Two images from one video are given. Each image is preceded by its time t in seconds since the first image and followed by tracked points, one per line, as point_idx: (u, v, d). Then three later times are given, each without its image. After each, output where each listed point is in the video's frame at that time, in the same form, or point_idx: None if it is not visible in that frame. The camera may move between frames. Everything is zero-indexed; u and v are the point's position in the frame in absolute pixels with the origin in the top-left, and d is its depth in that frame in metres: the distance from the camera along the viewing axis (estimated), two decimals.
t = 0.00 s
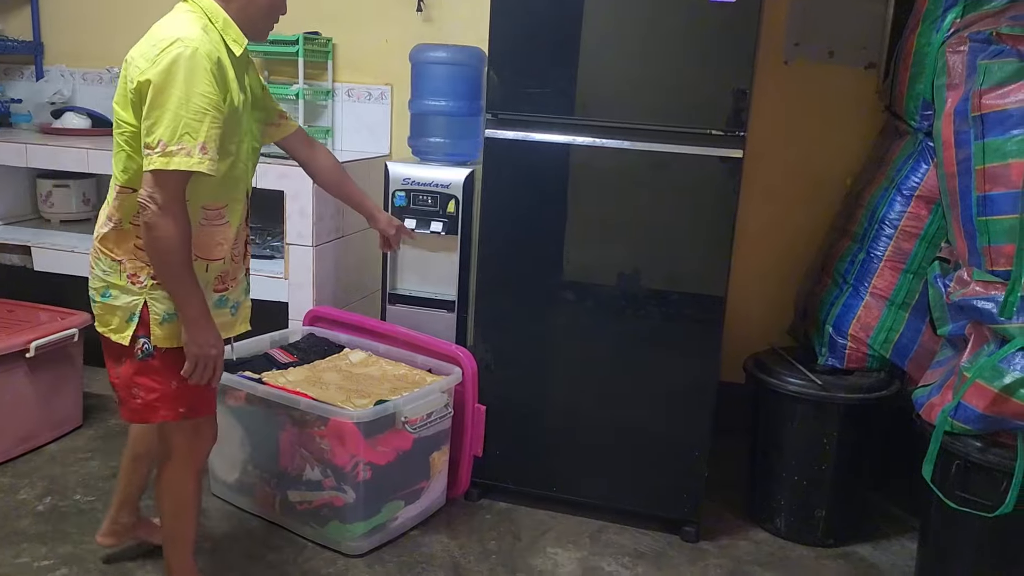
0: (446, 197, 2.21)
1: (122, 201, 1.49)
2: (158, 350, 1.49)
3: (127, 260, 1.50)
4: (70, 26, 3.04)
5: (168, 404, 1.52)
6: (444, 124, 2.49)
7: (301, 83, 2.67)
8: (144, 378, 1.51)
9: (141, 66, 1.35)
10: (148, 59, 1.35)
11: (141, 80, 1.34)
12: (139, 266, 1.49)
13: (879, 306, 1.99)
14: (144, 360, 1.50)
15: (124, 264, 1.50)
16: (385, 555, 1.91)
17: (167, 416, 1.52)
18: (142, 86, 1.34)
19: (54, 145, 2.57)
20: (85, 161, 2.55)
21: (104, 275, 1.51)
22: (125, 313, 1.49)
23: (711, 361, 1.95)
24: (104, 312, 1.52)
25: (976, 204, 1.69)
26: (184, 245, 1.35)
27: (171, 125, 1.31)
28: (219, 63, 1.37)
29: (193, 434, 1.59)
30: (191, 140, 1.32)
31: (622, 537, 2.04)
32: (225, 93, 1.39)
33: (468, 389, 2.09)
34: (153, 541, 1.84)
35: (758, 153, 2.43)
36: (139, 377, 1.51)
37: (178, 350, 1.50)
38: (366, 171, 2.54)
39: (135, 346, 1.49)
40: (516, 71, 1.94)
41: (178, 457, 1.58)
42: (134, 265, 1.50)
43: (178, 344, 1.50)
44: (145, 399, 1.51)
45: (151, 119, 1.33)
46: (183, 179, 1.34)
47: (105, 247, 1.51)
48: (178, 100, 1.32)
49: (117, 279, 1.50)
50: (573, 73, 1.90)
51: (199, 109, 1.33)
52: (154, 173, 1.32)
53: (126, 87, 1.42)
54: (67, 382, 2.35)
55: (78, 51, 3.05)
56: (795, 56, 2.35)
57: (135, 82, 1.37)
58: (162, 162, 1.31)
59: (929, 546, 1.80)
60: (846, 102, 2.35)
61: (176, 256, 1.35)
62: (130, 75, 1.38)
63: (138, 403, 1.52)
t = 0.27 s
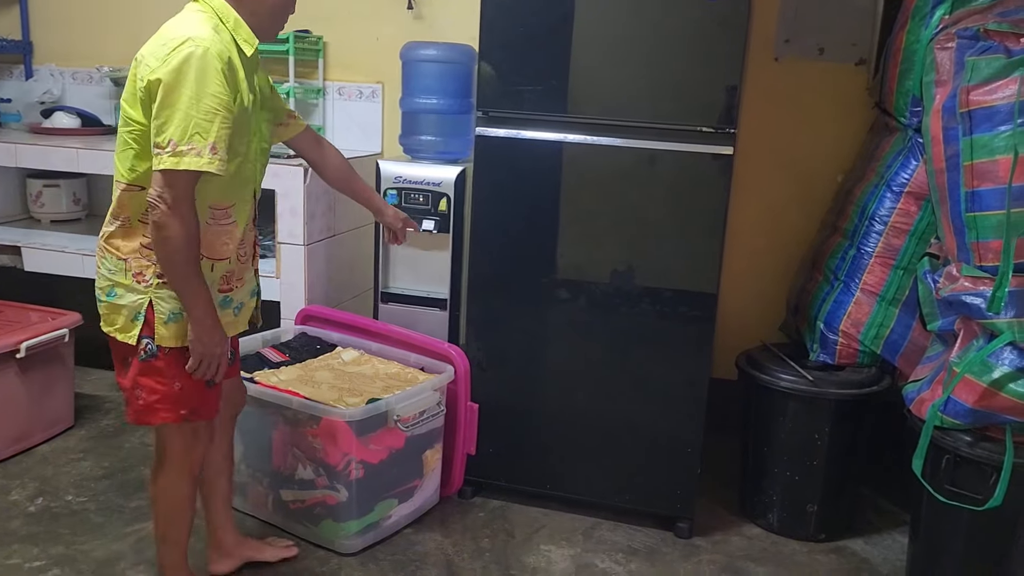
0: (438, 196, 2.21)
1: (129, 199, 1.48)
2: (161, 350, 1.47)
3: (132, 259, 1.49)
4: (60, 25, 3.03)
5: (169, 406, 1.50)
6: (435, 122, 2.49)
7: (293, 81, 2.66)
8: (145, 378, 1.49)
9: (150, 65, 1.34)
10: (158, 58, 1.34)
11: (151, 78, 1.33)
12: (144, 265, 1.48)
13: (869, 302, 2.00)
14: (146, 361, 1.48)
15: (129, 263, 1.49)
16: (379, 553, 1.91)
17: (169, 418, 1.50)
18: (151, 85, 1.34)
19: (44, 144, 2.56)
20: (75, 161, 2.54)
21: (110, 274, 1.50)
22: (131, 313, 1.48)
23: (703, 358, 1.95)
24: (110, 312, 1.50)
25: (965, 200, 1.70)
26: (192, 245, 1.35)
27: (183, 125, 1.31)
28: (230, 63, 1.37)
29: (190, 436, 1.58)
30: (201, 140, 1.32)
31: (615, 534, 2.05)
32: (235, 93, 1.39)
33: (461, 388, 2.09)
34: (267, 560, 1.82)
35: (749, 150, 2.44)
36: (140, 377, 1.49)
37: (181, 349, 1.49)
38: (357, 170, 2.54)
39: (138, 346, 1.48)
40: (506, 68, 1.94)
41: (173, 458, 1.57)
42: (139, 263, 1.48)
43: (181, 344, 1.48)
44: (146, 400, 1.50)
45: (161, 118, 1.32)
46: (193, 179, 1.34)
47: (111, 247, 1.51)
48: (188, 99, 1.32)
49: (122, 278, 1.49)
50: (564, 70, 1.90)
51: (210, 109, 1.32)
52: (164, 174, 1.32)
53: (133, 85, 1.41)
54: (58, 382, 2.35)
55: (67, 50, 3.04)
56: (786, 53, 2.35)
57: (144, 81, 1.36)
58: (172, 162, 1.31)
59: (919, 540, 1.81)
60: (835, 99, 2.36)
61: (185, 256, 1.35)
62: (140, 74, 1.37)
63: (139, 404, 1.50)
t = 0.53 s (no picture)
0: (433, 193, 2.21)
1: (159, 188, 1.49)
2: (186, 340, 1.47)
3: (159, 248, 1.48)
4: (53, 23, 3.02)
5: (194, 397, 1.50)
6: (430, 120, 2.49)
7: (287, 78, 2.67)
8: (168, 368, 1.49)
9: (179, 54, 1.38)
10: (187, 46, 1.38)
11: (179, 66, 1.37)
12: (173, 253, 1.47)
13: (865, 298, 2.01)
14: (172, 351, 1.48)
15: (157, 252, 1.48)
16: (376, 551, 1.91)
17: (192, 409, 1.50)
18: (180, 72, 1.38)
19: (38, 143, 2.55)
20: (69, 160, 2.53)
21: (138, 264, 1.50)
22: (159, 302, 1.48)
23: (699, 354, 1.96)
24: (139, 301, 1.50)
25: (959, 195, 1.70)
26: (219, 227, 1.39)
27: (211, 110, 1.35)
28: (257, 53, 1.41)
29: (192, 435, 1.56)
30: (228, 124, 1.35)
31: (612, 530, 2.05)
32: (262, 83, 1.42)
33: (457, 385, 2.10)
34: (280, 563, 1.81)
35: (745, 146, 2.44)
36: (165, 368, 1.49)
37: (207, 338, 1.49)
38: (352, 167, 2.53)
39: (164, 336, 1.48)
40: (501, 65, 1.94)
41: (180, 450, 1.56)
42: (167, 252, 1.48)
43: (208, 332, 1.48)
44: (172, 391, 1.49)
45: (189, 104, 1.36)
46: (221, 163, 1.37)
47: (140, 236, 1.50)
48: (215, 85, 1.35)
49: (150, 268, 1.48)
50: (559, 67, 1.90)
51: (237, 95, 1.36)
52: (192, 157, 1.36)
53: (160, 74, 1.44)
54: (54, 381, 2.34)
55: (61, 48, 3.03)
56: (781, 49, 2.35)
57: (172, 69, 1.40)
58: (199, 145, 1.35)
59: (915, 535, 1.82)
60: (829, 96, 2.36)
61: (212, 238, 1.39)
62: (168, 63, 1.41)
63: (165, 394, 1.50)
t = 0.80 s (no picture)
0: (431, 190, 2.20)
1: (187, 175, 1.48)
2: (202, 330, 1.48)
3: (182, 234, 1.48)
4: (49, 21, 3.01)
5: (205, 386, 1.51)
6: (427, 117, 2.49)
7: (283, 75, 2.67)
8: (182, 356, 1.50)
9: (220, 46, 1.39)
10: (228, 40, 1.39)
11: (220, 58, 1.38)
12: (196, 240, 1.48)
13: (862, 294, 2.01)
14: (187, 339, 1.49)
15: (179, 238, 1.48)
16: (375, 548, 1.91)
17: (204, 399, 1.51)
18: (221, 64, 1.38)
19: (34, 141, 2.55)
20: (65, 157, 2.52)
21: (160, 249, 1.50)
22: (179, 287, 1.48)
23: (696, 350, 1.96)
24: (158, 286, 1.51)
25: (956, 190, 1.70)
26: (257, 218, 1.41)
27: (254, 103, 1.36)
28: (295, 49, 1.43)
29: (197, 427, 1.57)
30: (270, 116, 1.36)
31: (610, 527, 2.05)
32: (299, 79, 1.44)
33: (455, 382, 2.10)
34: (280, 561, 1.81)
35: (743, 141, 2.44)
36: (179, 356, 1.50)
37: (224, 326, 1.50)
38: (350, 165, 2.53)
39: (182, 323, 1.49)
40: (498, 62, 1.93)
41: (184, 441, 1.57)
42: (190, 238, 1.48)
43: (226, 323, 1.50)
44: (184, 379, 1.51)
45: (230, 95, 1.37)
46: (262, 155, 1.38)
47: (163, 222, 1.50)
48: (259, 78, 1.36)
49: (172, 253, 1.49)
50: (556, 64, 1.90)
51: (279, 88, 1.37)
52: (234, 147, 1.36)
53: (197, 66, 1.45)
54: (51, 379, 2.34)
55: (57, 46, 3.02)
56: (778, 45, 2.35)
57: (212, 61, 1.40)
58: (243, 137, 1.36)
59: (913, 529, 1.82)
60: (828, 92, 2.36)
61: (251, 228, 1.40)
62: (208, 55, 1.41)
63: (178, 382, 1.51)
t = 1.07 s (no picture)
0: (429, 186, 2.20)
1: (204, 173, 1.48)
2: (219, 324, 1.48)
3: (199, 230, 1.48)
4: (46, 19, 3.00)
5: (222, 380, 1.50)
6: (425, 113, 2.48)
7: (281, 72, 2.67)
8: (198, 351, 1.49)
9: (240, 48, 1.40)
10: (247, 41, 1.40)
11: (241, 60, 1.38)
12: (214, 237, 1.48)
13: (861, 290, 2.01)
14: (203, 335, 1.48)
15: (196, 234, 1.48)
16: (374, 545, 1.91)
17: (220, 393, 1.50)
18: (241, 65, 1.39)
19: (31, 139, 2.54)
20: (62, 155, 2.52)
21: (176, 245, 1.50)
22: (196, 284, 1.48)
23: (695, 346, 1.96)
24: (173, 282, 1.50)
25: (955, 185, 1.70)
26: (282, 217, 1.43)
27: (279, 104, 1.38)
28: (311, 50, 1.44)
29: (211, 419, 1.57)
30: (296, 117, 1.39)
31: (610, 523, 2.05)
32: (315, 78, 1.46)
33: (454, 379, 2.09)
34: (279, 558, 1.81)
35: (743, 138, 2.44)
36: (194, 351, 1.49)
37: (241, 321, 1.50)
38: (348, 162, 2.53)
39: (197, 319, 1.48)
40: (496, 58, 1.93)
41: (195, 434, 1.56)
42: (208, 235, 1.48)
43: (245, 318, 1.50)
44: (200, 374, 1.50)
45: (255, 97, 1.38)
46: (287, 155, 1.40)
47: (180, 218, 1.50)
48: (282, 79, 1.38)
49: (188, 249, 1.49)
50: (554, 60, 1.90)
51: (301, 89, 1.39)
52: (261, 149, 1.38)
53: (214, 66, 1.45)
54: (49, 377, 2.33)
55: (54, 44, 3.01)
56: (776, 41, 2.35)
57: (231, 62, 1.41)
58: (270, 138, 1.37)
59: (912, 524, 1.83)
60: (827, 88, 2.36)
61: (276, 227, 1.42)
62: (226, 56, 1.42)
63: (192, 377, 1.50)
